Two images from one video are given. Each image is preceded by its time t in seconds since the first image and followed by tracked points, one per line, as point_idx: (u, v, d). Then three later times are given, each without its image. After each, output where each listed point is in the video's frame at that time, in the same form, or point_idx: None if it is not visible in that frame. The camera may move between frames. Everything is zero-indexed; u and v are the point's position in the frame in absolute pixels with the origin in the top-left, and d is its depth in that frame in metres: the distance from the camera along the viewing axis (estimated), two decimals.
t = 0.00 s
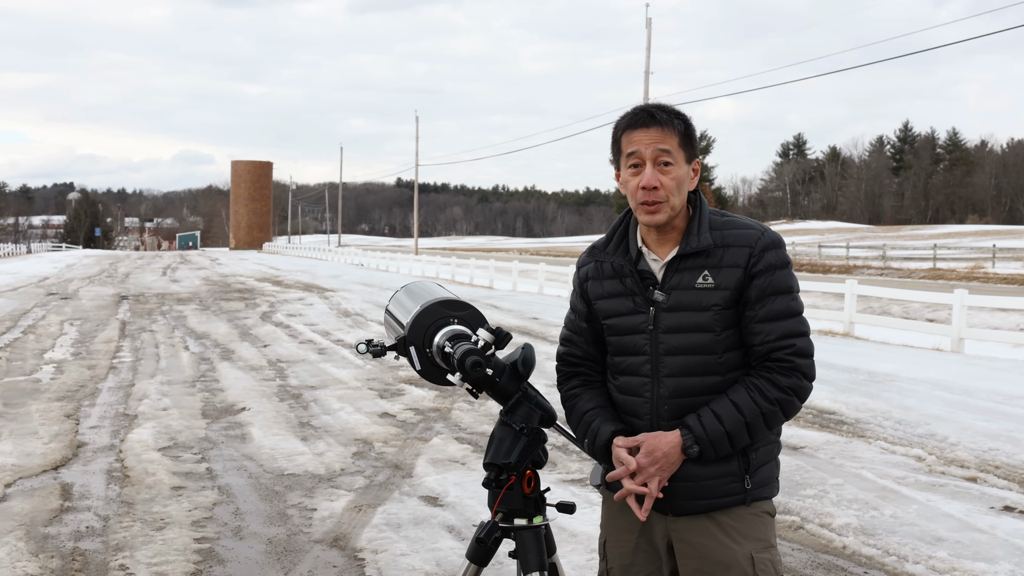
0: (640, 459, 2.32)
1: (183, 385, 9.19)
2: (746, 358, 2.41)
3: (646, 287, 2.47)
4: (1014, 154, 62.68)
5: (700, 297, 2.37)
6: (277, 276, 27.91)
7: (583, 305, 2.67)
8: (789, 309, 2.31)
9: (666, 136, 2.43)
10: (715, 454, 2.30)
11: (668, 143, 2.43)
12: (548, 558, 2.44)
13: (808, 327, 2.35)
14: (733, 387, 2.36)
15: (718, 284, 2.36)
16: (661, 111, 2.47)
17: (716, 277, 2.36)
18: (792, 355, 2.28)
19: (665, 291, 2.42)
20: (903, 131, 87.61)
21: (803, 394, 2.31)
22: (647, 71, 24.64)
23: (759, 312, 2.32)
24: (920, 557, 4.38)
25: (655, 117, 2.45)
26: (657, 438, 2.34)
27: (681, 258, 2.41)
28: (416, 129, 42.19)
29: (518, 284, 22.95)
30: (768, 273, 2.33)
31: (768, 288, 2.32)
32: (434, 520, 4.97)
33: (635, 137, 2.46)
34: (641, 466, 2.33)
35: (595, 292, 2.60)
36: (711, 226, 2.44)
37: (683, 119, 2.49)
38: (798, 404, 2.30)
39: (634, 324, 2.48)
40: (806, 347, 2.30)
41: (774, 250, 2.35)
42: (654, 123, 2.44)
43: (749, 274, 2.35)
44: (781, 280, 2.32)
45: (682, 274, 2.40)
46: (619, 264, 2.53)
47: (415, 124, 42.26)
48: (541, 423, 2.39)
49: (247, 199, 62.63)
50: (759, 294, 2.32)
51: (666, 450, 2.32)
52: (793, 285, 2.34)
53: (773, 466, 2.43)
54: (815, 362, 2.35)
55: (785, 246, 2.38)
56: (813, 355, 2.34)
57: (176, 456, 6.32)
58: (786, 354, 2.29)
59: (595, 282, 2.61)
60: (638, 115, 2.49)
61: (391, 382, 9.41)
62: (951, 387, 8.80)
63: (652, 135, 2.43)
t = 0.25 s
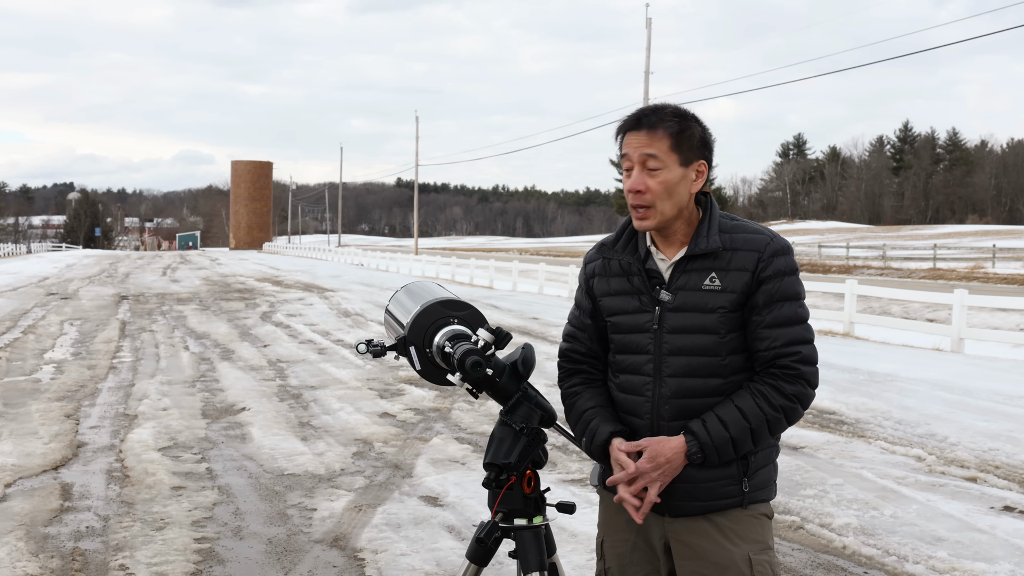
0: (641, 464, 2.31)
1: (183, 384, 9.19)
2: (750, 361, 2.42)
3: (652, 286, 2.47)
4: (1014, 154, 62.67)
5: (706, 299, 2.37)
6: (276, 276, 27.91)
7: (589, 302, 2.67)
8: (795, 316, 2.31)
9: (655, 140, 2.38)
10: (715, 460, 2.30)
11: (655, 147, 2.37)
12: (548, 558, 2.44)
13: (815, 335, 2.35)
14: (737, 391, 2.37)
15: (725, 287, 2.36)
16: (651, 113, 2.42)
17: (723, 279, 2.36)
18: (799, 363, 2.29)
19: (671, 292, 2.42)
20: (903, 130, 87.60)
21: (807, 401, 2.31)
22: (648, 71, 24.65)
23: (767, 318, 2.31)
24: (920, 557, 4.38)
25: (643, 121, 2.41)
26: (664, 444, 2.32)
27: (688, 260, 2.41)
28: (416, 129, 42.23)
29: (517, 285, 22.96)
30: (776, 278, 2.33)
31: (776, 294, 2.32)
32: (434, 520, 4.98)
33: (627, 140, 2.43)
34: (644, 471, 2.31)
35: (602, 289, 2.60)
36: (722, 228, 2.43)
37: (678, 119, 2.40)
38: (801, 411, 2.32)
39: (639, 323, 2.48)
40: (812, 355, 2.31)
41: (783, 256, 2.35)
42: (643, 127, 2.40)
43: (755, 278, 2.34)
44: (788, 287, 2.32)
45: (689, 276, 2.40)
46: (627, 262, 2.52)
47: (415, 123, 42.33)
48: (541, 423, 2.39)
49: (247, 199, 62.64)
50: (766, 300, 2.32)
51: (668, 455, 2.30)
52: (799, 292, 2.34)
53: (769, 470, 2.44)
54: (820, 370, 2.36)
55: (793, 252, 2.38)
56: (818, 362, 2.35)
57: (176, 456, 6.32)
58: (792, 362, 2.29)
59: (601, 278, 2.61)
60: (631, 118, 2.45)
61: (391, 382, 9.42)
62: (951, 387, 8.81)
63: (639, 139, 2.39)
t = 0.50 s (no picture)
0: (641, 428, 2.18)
1: (183, 385, 9.19)
2: (748, 363, 2.39)
3: (652, 279, 2.50)
4: (1014, 154, 62.66)
5: (701, 295, 2.37)
6: (276, 276, 27.92)
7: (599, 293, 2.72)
8: (793, 321, 2.28)
9: (636, 151, 2.39)
10: (710, 439, 2.25)
11: (636, 159, 2.39)
12: (548, 558, 2.44)
13: (815, 344, 2.31)
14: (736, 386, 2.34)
15: (720, 285, 2.35)
16: (635, 124, 2.43)
17: (719, 277, 2.36)
18: (795, 367, 2.25)
19: (668, 285, 2.44)
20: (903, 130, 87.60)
21: (802, 407, 2.27)
22: (648, 70, 24.67)
23: (764, 319, 2.29)
24: (920, 557, 4.38)
25: (627, 132, 2.43)
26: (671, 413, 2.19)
27: (689, 255, 2.42)
28: (416, 129, 42.26)
29: (517, 284, 22.96)
30: (776, 282, 2.30)
31: (775, 297, 2.29)
32: (434, 520, 4.97)
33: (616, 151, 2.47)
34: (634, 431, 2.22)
35: (609, 278, 2.64)
36: (726, 227, 2.42)
37: (662, 126, 2.39)
38: (795, 417, 2.27)
39: (637, 316, 2.51)
40: (810, 361, 2.27)
41: (785, 261, 2.31)
42: (628, 138, 2.42)
43: (753, 279, 2.32)
44: (787, 291, 2.29)
45: (686, 270, 2.41)
46: (631, 254, 2.56)
47: (415, 123, 42.36)
48: (541, 423, 2.39)
49: (247, 199, 62.62)
50: (765, 303, 2.29)
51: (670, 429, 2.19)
52: (801, 297, 2.30)
53: (762, 475, 2.40)
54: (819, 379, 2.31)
55: (799, 258, 2.34)
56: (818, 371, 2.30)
57: (176, 456, 6.32)
58: (789, 366, 2.25)
59: (609, 270, 2.65)
60: (620, 128, 2.48)
61: (391, 382, 9.41)
62: (951, 387, 8.80)
63: (624, 151, 2.42)
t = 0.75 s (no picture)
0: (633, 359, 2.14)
1: (183, 385, 9.19)
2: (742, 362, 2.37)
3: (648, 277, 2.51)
4: (1014, 154, 62.66)
5: (693, 291, 2.38)
6: (277, 276, 27.92)
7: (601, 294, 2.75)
8: (785, 316, 2.26)
9: (656, 146, 2.37)
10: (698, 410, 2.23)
11: (658, 154, 2.37)
12: (548, 559, 2.44)
13: (810, 339, 2.28)
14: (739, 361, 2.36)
15: (711, 281, 2.35)
16: (650, 119, 2.41)
17: (711, 274, 2.35)
18: (786, 360, 2.24)
19: (661, 283, 2.45)
20: (903, 130, 87.59)
21: (793, 402, 2.24)
22: (647, 71, 24.67)
23: (755, 314, 2.28)
24: (920, 557, 4.38)
25: (643, 128, 2.40)
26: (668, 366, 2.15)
27: (683, 253, 2.43)
28: (416, 129, 42.27)
29: (518, 284, 22.95)
30: (767, 279, 2.28)
31: (766, 293, 2.27)
32: (434, 520, 4.97)
33: (629, 149, 2.43)
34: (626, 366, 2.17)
35: (610, 278, 2.67)
36: (721, 224, 2.41)
37: (678, 121, 2.40)
38: (785, 410, 2.25)
39: (633, 314, 2.52)
40: (802, 356, 2.25)
41: (777, 256, 2.29)
42: (643, 133, 2.40)
43: (743, 275, 2.31)
44: (778, 286, 2.27)
45: (680, 267, 2.42)
46: (630, 254, 2.59)
47: (416, 123, 42.38)
48: (541, 423, 2.40)
49: (247, 199, 62.63)
50: (756, 299, 2.28)
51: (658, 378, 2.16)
52: (796, 295, 2.27)
53: (758, 476, 2.37)
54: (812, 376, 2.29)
55: (793, 254, 2.31)
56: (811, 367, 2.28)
57: (176, 456, 6.32)
58: (780, 359, 2.24)
59: (610, 272, 2.68)
60: (630, 127, 2.45)
61: (391, 382, 9.42)
62: (951, 387, 8.80)
63: (641, 147, 2.39)
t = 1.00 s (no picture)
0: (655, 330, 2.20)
1: (183, 385, 9.19)
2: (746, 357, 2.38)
3: (647, 279, 2.51)
4: (1014, 154, 62.62)
5: (695, 288, 2.38)
6: (277, 276, 27.92)
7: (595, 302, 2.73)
8: (789, 306, 2.26)
9: (675, 140, 2.44)
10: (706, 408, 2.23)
11: (677, 147, 2.43)
12: (548, 558, 2.44)
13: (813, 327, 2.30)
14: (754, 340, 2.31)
15: (713, 277, 2.35)
16: (669, 115, 2.48)
17: (712, 270, 2.36)
18: (793, 349, 2.24)
19: (662, 283, 2.44)
20: (903, 130, 87.57)
21: (802, 391, 2.25)
22: (647, 71, 24.67)
23: (760, 306, 2.28)
24: (920, 557, 4.38)
25: (662, 121, 2.46)
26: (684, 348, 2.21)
27: (681, 251, 2.43)
28: (416, 129, 42.27)
29: (517, 284, 22.95)
30: (768, 271, 2.29)
31: (768, 286, 2.27)
32: (434, 520, 4.98)
33: (645, 141, 2.46)
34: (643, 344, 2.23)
35: (605, 283, 2.66)
36: (716, 222, 2.43)
37: (691, 121, 2.49)
38: (794, 399, 2.25)
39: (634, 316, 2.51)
40: (808, 344, 2.25)
41: (777, 249, 2.31)
42: (662, 126, 2.45)
43: (745, 269, 2.32)
44: (780, 277, 2.28)
45: (679, 266, 2.42)
46: (626, 258, 2.59)
47: (416, 123, 42.38)
48: (541, 423, 2.40)
49: (247, 199, 62.61)
50: (759, 291, 2.28)
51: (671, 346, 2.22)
52: (796, 285, 2.29)
53: (765, 475, 2.38)
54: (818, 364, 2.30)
55: (790, 246, 2.33)
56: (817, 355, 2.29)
57: (176, 456, 6.32)
58: (787, 348, 2.24)
59: (604, 277, 2.67)
60: (647, 119, 2.49)
61: (391, 382, 9.42)
62: (951, 387, 8.80)
63: (661, 139, 2.44)
